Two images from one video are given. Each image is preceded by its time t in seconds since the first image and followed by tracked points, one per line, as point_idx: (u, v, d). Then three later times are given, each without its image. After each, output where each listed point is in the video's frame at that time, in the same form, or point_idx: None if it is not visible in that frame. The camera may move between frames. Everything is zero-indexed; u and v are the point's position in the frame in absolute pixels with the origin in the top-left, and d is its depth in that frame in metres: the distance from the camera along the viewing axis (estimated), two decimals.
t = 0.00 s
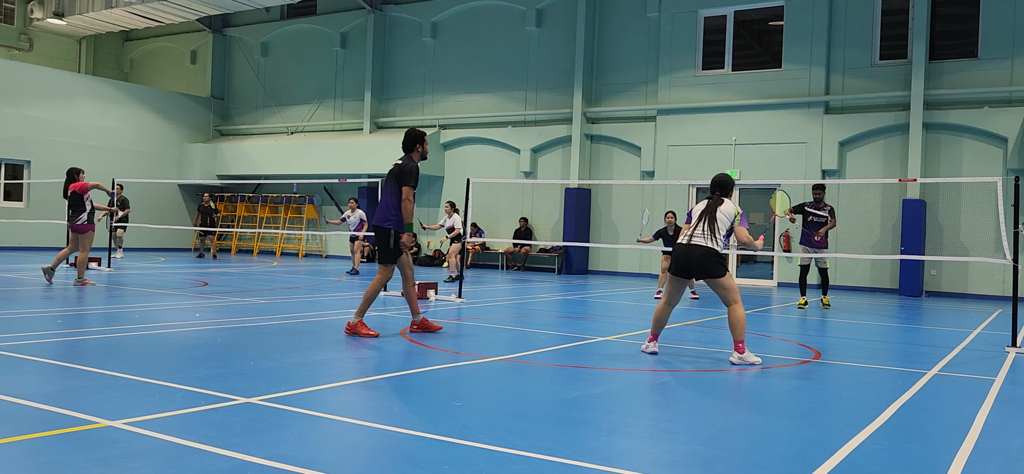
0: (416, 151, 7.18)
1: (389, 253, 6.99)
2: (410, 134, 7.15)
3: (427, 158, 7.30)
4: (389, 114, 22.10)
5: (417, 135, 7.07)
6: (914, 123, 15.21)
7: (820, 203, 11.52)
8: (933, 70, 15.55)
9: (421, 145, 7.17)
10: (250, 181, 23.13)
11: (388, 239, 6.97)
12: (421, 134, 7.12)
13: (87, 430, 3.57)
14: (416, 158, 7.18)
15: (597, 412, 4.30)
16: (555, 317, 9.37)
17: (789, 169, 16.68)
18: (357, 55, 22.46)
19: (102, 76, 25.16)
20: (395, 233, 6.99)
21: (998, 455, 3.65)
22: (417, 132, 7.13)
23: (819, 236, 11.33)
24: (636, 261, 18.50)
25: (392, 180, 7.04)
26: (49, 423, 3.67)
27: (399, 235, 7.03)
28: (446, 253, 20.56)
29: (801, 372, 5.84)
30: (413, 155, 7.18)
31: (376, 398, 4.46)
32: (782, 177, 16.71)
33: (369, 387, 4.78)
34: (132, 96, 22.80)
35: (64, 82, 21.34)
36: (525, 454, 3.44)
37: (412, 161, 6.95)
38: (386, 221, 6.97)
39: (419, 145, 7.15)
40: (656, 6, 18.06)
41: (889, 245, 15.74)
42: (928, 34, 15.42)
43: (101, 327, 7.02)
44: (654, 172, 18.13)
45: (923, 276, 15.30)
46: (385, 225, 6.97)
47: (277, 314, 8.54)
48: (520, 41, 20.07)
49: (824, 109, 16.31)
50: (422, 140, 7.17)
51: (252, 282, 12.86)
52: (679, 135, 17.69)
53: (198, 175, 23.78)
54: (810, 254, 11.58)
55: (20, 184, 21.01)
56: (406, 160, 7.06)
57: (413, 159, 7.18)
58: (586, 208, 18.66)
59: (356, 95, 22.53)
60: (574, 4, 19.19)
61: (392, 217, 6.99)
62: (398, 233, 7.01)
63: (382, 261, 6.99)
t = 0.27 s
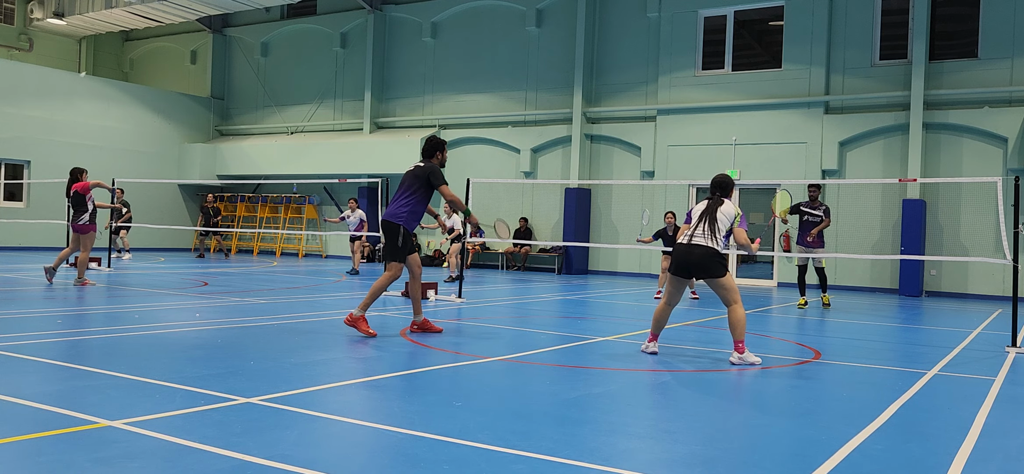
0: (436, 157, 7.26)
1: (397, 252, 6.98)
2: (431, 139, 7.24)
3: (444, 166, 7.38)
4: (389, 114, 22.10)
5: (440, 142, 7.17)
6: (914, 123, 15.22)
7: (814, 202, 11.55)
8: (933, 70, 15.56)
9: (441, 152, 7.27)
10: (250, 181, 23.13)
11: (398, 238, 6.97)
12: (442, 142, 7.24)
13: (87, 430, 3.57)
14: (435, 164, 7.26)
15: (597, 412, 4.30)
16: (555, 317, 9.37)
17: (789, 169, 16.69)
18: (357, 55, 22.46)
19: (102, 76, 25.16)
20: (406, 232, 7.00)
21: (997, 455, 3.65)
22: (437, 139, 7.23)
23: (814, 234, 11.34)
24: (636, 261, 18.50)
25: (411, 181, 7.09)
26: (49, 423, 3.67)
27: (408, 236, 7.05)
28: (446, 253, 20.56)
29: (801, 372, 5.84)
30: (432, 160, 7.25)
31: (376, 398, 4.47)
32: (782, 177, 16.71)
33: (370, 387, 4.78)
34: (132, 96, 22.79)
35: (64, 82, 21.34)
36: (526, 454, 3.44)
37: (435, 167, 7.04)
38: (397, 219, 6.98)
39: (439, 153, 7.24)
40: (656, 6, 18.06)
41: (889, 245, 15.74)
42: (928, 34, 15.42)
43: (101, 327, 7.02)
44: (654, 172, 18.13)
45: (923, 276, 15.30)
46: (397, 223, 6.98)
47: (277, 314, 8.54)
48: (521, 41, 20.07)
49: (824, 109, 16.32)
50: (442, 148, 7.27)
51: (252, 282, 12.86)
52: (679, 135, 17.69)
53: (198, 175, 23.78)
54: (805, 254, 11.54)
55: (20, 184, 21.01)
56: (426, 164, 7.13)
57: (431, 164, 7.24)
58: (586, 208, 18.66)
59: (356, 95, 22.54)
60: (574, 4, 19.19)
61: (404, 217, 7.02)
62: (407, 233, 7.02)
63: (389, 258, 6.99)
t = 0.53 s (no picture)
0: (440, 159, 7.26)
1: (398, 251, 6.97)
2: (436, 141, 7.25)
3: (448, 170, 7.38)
4: (389, 114, 22.09)
5: (445, 145, 7.18)
6: (914, 123, 15.22)
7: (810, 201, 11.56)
8: (933, 70, 15.55)
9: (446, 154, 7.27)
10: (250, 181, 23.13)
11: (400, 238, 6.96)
12: (447, 145, 7.25)
13: (87, 430, 3.57)
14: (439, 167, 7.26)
15: (597, 412, 4.30)
16: (554, 317, 9.38)
17: (789, 169, 16.68)
18: (357, 55, 22.46)
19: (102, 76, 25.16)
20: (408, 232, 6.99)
21: (997, 455, 3.65)
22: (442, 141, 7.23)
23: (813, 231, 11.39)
24: (636, 261, 18.50)
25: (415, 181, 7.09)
26: (49, 423, 3.67)
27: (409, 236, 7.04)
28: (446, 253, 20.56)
29: (801, 372, 5.84)
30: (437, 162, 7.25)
31: (376, 399, 4.46)
32: (782, 177, 16.71)
33: (369, 388, 4.78)
34: (132, 96, 22.79)
35: (64, 82, 21.34)
36: (525, 454, 3.44)
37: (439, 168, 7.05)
38: (400, 218, 6.98)
39: (443, 156, 7.24)
40: (656, 6, 18.06)
41: (889, 244, 15.74)
42: (928, 34, 15.42)
43: (101, 327, 7.02)
44: (654, 172, 18.13)
45: (923, 276, 15.30)
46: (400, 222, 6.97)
47: (277, 314, 8.54)
48: (521, 41, 20.07)
49: (824, 109, 16.32)
50: (446, 151, 7.28)
51: (252, 282, 12.86)
52: (679, 135, 17.69)
53: (198, 175, 23.78)
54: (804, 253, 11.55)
55: (20, 184, 21.01)
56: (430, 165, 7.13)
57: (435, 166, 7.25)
58: (586, 208, 18.66)
59: (356, 95, 22.54)
60: (574, 4, 19.19)
61: (407, 217, 7.02)
62: (409, 233, 7.03)
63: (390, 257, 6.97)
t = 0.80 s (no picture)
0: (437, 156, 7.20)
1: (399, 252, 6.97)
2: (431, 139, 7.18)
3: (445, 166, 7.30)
4: (389, 114, 22.09)
5: (440, 142, 7.10)
6: (914, 123, 15.22)
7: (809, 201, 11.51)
8: (933, 70, 15.55)
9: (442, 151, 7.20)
10: (250, 181, 23.13)
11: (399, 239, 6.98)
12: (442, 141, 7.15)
13: (87, 430, 3.57)
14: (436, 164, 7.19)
15: (597, 412, 4.31)
16: (555, 317, 9.38)
17: (789, 169, 16.68)
18: (357, 55, 22.46)
19: (102, 76, 25.16)
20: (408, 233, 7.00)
21: (998, 455, 3.64)
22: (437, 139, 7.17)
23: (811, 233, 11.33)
24: (636, 261, 18.50)
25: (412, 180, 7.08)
26: (49, 423, 3.67)
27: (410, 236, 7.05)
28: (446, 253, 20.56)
29: (801, 373, 5.84)
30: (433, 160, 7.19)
31: (376, 399, 4.46)
32: (782, 177, 16.72)
33: (369, 387, 4.78)
34: (132, 96, 22.79)
35: (64, 82, 21.34)
36: (525, 454, 3.45)
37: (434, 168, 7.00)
38: (399, 219, 6.99)
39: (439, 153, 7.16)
40: (656, 6, 18.06)
41: (889, 244, 15.74)
42: (928, 34, 15.42)
43: (101, 327, 7.02)
44: (654, 172, 18.13)
45: (923, 276, 15.31)
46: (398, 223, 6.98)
47: (277, 314, 8.54)
48: (521, 41, 20.06)
49: (824, 109, 16.32)
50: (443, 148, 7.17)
51: (252, 282, 12.86)
52: (679, 135, 17.69)
53: (198, 175, 23.78)
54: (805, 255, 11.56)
55: (20, 184, 21.02)
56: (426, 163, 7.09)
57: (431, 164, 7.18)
58: (586, 208, 18.66)
59: (356, 95, 22.54)
60: (574, 4, 19.19)
61: (406, 217, 7.03)
62: (409, 233, 7.03)
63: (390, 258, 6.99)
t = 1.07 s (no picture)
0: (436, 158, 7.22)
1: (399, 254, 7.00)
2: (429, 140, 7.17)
3: (444, 167, 7.34)
4: (389, 114, 22.09)
5: (439, 143, 7.11)
6: (914, 123, 15.22)
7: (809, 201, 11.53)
8: (933, 70, 15.55)
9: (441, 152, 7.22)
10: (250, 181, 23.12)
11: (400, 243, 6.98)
12: (442, 142, 7.17)
13: (86, 430, 3.56)
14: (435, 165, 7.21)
15: (597, 412, 4.30)
16: (554, 316, 9.37)
17: (790, 169, 16.68)
18: (357, 55, 22.46)
19: (102, 76, 25.17)
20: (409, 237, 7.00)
21: (998, 455, 3.64)
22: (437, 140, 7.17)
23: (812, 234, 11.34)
24: (636, 261, 18.50)
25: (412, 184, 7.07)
26: (48, 423, 3.67)
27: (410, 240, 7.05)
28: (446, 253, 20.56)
29: (801, 373, 5.83)
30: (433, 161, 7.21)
31: (376, 399, 4.46)
32: (782, 177, 16.71)
33: (369, 387, 4.78)
34: (132, 96, 22.79)
35: (64, 82, 21.35)
36: (525, 454, 3.44)
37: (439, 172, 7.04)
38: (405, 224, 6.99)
39: (439, 154, 7.19)
40: (656, 6, 18.06)
41: (889, 244, 15.74)
42: (928, 34, 15.42)
43: (101, 327, 7.02)
44: (654, 172, 18.12)
45: (923, 276, 15.31)
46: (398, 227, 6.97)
47: (277, 314, 8.54)
48: (521, 41, 20.06)
49: (824, 109, 16.32)
50: (441, 148, 7.21)
51: (252, 282, 12.86)
52: (679, 135, 17.69)
53: (198, 175, 23.78)
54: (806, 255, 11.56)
55: (20, 184, 21.01)
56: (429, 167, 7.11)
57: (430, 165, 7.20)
58: (586, 208, 18.66)
59: (356, 95, 22.53)
60: (574, 4, 19.19)
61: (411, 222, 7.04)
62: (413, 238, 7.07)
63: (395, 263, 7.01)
